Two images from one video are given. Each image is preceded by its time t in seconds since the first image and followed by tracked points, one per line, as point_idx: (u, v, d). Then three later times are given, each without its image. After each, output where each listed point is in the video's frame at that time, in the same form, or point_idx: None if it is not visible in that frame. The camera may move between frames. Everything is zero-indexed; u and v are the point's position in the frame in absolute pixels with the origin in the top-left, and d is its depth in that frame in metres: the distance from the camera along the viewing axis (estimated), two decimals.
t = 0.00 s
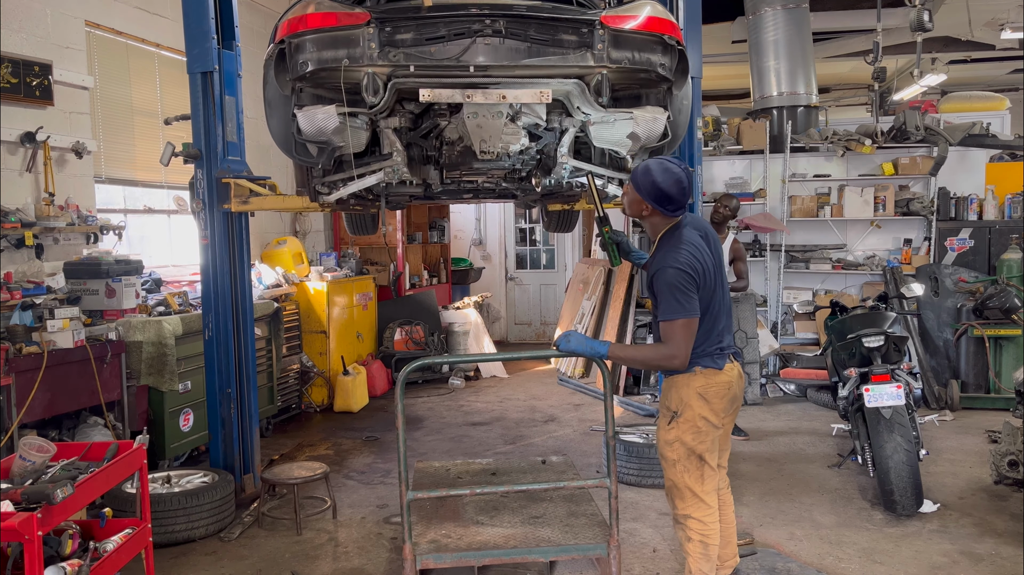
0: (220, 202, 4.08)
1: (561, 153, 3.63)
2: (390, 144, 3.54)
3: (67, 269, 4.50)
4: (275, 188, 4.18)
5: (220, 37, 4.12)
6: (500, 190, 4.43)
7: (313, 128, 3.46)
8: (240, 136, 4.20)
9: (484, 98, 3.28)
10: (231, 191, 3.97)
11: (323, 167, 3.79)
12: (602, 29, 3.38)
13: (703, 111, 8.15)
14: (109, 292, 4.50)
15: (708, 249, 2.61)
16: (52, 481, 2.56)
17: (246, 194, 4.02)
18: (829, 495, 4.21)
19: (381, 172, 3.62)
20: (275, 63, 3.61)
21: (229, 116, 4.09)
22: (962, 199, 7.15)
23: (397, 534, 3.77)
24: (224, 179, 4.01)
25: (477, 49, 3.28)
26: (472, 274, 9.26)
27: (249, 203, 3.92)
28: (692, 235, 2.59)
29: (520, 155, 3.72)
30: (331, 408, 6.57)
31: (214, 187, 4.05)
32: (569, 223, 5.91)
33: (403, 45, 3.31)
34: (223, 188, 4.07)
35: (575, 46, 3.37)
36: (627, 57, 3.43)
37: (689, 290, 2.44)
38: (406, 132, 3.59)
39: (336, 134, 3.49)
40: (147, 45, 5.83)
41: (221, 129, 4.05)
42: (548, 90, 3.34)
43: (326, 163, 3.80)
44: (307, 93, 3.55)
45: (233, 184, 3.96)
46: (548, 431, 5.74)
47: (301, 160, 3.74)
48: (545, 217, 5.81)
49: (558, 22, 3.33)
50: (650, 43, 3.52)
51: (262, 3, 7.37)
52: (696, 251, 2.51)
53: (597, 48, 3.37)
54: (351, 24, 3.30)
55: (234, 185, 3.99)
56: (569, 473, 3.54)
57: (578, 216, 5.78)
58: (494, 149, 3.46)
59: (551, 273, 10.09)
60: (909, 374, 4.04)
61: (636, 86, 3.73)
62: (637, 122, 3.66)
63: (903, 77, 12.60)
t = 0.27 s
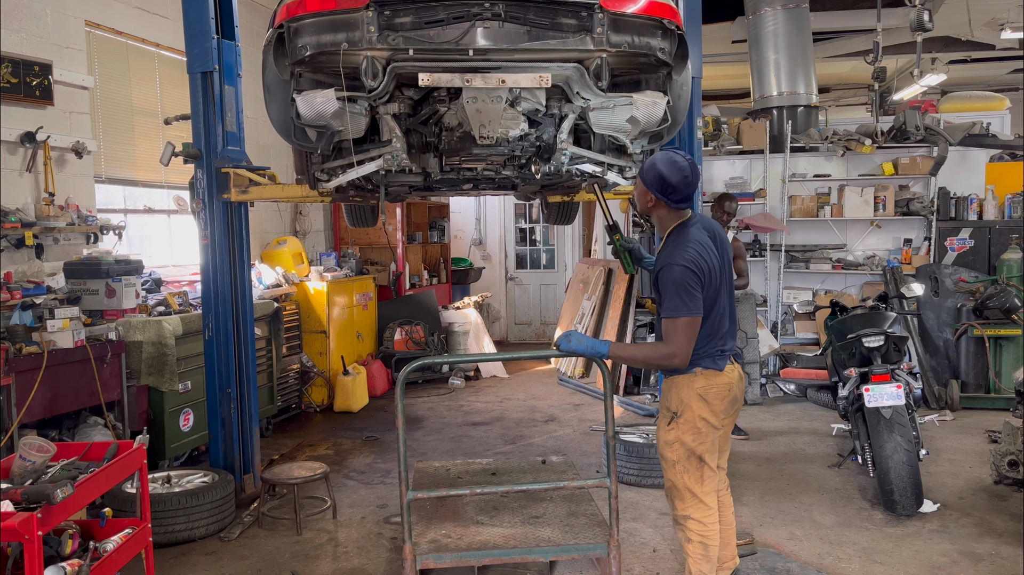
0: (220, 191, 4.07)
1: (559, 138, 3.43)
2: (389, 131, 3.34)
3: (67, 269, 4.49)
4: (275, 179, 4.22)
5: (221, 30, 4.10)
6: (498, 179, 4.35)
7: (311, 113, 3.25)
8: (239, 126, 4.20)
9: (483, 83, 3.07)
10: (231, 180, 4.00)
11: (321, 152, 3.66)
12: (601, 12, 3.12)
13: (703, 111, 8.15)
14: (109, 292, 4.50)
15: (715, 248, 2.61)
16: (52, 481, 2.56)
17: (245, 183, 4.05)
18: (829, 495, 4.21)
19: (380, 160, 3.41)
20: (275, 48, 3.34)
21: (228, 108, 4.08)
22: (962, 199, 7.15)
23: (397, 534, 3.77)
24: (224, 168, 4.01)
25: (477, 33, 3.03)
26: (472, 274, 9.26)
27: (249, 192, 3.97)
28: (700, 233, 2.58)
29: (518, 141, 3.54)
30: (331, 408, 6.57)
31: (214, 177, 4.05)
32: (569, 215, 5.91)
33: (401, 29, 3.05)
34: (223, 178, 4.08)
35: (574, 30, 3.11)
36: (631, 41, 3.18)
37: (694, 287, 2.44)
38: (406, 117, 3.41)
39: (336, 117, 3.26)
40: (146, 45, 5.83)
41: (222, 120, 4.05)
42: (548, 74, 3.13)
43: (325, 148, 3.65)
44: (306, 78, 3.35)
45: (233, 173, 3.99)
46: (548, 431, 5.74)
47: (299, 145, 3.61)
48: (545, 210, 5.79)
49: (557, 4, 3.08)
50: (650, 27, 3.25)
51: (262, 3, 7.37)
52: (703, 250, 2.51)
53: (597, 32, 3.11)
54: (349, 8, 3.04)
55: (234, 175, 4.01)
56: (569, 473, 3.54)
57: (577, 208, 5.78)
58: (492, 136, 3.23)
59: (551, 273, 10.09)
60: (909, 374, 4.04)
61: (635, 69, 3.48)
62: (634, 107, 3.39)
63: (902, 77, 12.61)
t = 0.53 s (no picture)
0: (219, 188, 4.06)
1: (558, 133, 3.44)
2: (389, 126, 3.32)
3: (67, 269, 4.49)
4: (275, 175, 4.23)
5: (221, 27, 4.11)
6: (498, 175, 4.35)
7: (311, 108, 3.24)
8: (239, 123, 4.21)
9: (483, 77, 3.08)
10: (231, 176, 4.00)
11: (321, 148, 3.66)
12: (600, 6, 3.11)
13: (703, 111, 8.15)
14: (109, 292, 4.50)
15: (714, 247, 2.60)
16: (52, 481, 2.56)
17: (245, 180, 4.05)
18: (829, 495, 4.21)
19: (379, 155, 3.39)
20: (274, 42, 3.32)
21: (228, 105, 4.09)
22: (962, 199, 7.16)
23: (397, 534, 3.77)
24: (223, 165, 4.00)
25: (477, 26, 3.01)
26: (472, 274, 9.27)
27: (248, 189, 3.95)
28: (699, 232, 2.58)
29: (518, 135, 3.54)
30: (331, 408, 6.57)
31: (214, 174, 4.05)
32: (570, 211, 5.90)
33: (401, 23, 3.03)
34: (223, 175, 4.07)
35: (574, 23, 3.10)
36: (630, 35, 3.17)
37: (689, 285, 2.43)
38: (405, 112, 3.40)
39: (336, 113, 3.26)
40: (146, 45, 5.83)
41: (222, 117, 4.05)
42: (549, 68, 3.12)
43: (325, 144, 3.60)
44: (305, 73, 3.37)
45: (233, 170, 3.98)
46: (548, 430, 5.74)
47: (299, 140, 3.60)
48: (545, 206, 5.79)
49: None
50: (650, 21, 3.23)
51: (262, 3, 7.36)
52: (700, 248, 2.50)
53: (596, 26, 3.10)
54: (349, 2, 3.03)
55: (233, 172, 4.00)
56: (569, 473, 3.54)
57: (577, 205, 5.78)
58: (492, 130, 3.23)
59: (551, 273, 10.09)
60: (909, 374, 4.04)
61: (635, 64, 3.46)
62: (633, 100, 3.40)
63: (903, 77, 12.61)
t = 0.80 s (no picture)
0: (219, 188, 4.06)
1: (558, 132, 3.45)
2: (389, 126, 3.32)
3: (67, 269, 4.49)
4: (275, 175, 4.23)
5: (220, 27, 4.11)
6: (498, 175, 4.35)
7: (311, 108, 3.23)
8: (239, 123, 4.21)
9: (483, 77, 3.10)
10: (231, 176, 4.00)
11: (321, 147, 3.65)
12: (600, 6, 3.11)
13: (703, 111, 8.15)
14: (109, 292, 4.50)
15: (724, 250, 2.57)
16: (52, 481, 2.56)
17: (245, 180, 4.05)
18: (829, 495, 4.21)
19: (379, 155, 3.39)
20: (274, 42, 3.31)
21: (228, 105, 4.09)
22: (962, 199, 7.16)
23: (397, 534, 3.77)
24: (224, 164, 4.00)
25: (477, 27, 3.01)
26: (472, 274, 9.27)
27: (248, 189, 3.95)
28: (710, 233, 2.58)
29: (518, 135, 3.55)
30: (330, 408, 6.57)
31: (214, 174, 4.04)
32: (570, 211, 5.90)
33: (401, 23, 3.03)
34: (223, 175, 4.06)
35: (574, 24, 3.10)
36: (630, 34, 3.17)
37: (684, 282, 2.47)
38: (405, 112, 3.40)
39: (336, 113, 3.25)
40: (146, 45, 5.83)
41: (222, 117, 4.05)
42: (549, 68, 3.13)
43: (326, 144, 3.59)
44: (305, 73, 3.37)
45: (233, 170, 3.98)
46: (548, 430, 5.74)
47: (299, 140, 3.60)
48: (545, 206, 5.80)
49: None
50: (650, 21, 3.22)
51: (262, 3, 7.36)
52: (703, 249, 2.51)
53: (596, 26, 3.10)
54: (349, 2, 3.03)
55: (233, 172, 4.00)
56: (569, 473, 3.54)
57: (577, 205, 5.78)
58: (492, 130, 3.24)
59: (551, 273, 10.09)
60: (909, 374, 4.04)
61: (635, 64, 3.45)
62: (633, 99, 3.33)
63: (902, 77, 12.61)
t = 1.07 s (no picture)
0: (219, 188, 4.06)
1: (558, 132, 3.45)
2: (389, 126, 3.32)
3: (67, 269, 4.48)
4: (275, 175, 4.24)
5: (220, 27, 4.11)
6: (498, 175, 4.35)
7: (311, 108, 3.22)
8: (239, 123, 4.21)
9: (483, 78, 3.10)
10: (231, 176, 4.00)
11: (321, 147, 3.65)
12: (600, 6, 3.11)
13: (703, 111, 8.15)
14: (109, 292, 4.50)
15: (724, 249, 2.59)
16: (52, 481, 2.56)
17: (245, 180, 4.05)
18: (829, 495, 4.21)
19: (379, 155, 3.39)
20: (274, 42, 3.31)
21: (228, 105, 4.09)
22: (962, 199, 7.16)
23: (397, 534, 3.77)
24: (224, 164, 4.00)
25: (477, 27, 3.01)
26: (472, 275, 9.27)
27: (248, 189, 3.95)
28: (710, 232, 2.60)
29: (518, 135, 3.55)
30: (330, 408, 6.57)
31: (214, 174, 4.04)
32: (570, 211, 5.91)
33: (401, 23, 3.03)
34: (223, 175, 4.06)
35: (574, 24, 3.10)
36: (630, 34, 3.16)
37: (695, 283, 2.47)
38: (405, 112, 3.40)
39: (336, 113, 3.25)
40: (146, 45, 5.83)
41: (222, 117, 4.05)
42: (549, 68, 3.13)
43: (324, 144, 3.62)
44: (305, 73, 3.37)
45: (233, 170, 3.98)
46: (548, 430, 5.74)
47: (299, 140, 3.59)
48: (545, 206, 5.81)
49: None
50: (650, 21, 3.23)
51: (262, 3, 7.36)
52: (707, 247, 2.51)
53: (596, 26, 3.10)
54: (349, 2, 3.03)
55: (233, 172, 4.00)
56: (569, 473, 3.54)
57: (577, 205, 5.79)
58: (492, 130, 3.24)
59: (551, 273, 10.09)
60: (909, 374, 4.04)
61: (635, 64, 3.45)
62: (633, 99, 3.33)
63: (903, 77, 12.61)
